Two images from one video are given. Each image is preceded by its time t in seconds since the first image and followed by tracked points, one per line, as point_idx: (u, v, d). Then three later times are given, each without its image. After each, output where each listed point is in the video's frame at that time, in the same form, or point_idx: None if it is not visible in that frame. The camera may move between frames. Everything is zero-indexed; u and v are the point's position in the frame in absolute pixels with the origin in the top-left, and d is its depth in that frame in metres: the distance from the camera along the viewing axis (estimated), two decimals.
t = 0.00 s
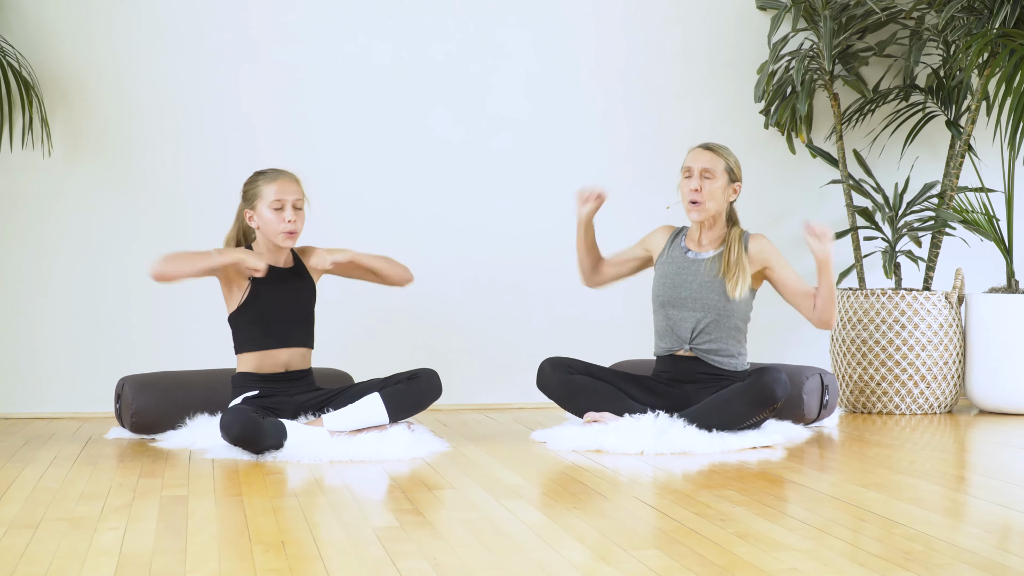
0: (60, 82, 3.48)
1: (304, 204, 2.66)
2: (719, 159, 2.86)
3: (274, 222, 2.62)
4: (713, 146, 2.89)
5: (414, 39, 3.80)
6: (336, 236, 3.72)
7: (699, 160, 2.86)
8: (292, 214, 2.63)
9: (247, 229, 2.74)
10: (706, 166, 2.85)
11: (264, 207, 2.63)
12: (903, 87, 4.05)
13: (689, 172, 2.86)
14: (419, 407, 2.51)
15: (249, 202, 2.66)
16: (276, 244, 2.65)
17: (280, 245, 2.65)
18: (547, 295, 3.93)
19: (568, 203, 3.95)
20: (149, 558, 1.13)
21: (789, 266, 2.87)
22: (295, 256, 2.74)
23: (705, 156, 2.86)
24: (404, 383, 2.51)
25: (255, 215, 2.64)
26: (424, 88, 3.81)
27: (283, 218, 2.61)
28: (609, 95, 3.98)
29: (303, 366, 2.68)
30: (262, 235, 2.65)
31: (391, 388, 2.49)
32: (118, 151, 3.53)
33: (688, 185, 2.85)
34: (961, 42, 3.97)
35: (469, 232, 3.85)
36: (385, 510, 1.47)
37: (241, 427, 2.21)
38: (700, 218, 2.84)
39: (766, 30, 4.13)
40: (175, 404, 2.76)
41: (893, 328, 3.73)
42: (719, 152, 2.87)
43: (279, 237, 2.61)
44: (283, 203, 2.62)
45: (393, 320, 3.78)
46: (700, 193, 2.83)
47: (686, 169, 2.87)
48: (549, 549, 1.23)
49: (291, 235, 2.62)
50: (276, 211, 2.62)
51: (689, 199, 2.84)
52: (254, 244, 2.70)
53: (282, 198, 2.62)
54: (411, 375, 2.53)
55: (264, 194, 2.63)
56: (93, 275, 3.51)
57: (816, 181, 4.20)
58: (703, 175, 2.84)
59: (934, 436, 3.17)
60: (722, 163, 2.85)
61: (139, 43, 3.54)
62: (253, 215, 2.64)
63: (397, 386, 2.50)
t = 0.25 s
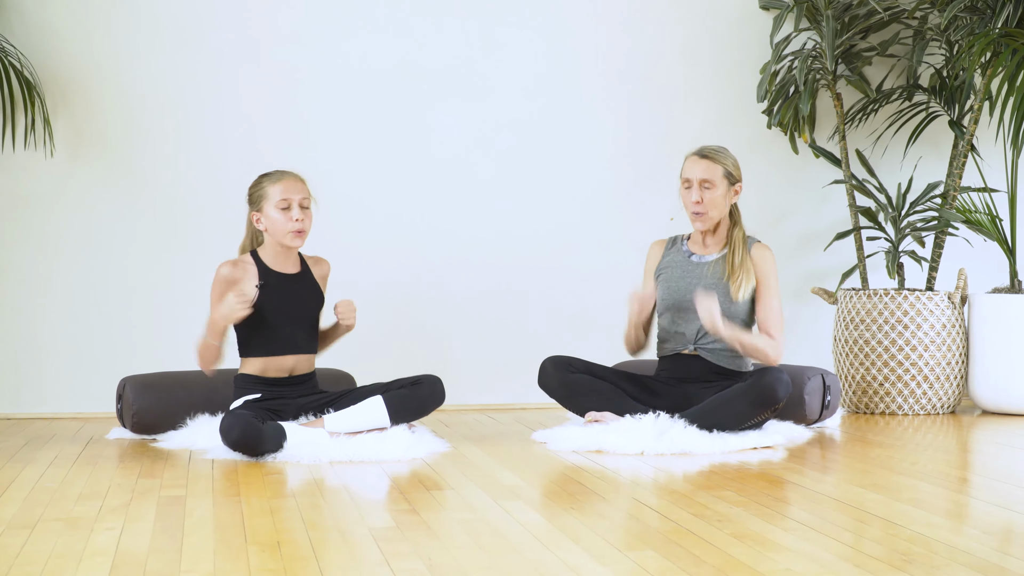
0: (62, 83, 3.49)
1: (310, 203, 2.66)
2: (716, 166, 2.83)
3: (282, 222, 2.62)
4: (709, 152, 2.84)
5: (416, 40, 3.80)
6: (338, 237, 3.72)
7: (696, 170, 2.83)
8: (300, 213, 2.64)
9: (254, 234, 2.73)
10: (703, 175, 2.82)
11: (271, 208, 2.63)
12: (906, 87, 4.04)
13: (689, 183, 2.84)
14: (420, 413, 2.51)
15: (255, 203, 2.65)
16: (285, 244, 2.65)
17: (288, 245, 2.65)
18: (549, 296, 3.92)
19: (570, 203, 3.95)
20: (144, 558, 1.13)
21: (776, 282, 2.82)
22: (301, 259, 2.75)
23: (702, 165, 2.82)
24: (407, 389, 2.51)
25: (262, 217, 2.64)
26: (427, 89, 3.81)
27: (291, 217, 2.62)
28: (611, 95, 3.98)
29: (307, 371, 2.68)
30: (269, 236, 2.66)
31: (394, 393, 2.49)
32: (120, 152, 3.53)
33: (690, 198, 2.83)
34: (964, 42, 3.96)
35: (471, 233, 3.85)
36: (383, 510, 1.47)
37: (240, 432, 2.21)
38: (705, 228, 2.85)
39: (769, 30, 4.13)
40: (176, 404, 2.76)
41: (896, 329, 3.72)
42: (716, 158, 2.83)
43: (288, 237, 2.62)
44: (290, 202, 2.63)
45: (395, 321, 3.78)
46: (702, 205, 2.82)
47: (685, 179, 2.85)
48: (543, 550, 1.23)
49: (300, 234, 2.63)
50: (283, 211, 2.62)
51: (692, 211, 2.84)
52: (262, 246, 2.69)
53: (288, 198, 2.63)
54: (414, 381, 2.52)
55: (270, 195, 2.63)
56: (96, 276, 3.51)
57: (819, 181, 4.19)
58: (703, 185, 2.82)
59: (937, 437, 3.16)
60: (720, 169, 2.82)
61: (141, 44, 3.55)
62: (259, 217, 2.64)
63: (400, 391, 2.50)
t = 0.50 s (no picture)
0: (65, 83, 3.50)
1: (308, 205, 2.65)
2: (714, 162, 2.84)
3: (278, 225, 2.61)
4: (707, 149, 2.86)
5: (418, 41, 3.80)
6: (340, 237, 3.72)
7: (693, 166, 2.84)
8: (297, 216, 2.62)
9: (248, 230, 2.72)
10: (701, 171, 2.84)
11: (268, 209, 2.62)
12: (909, 87, 4.04)
13: (685, 178, 2.85)
14: (417, 411, 2.50)
15: (252, 203, 2.65)
16: (281, 245, 2.65)
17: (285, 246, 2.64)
18: (552, 296, 3.92)
19: (572, 203, 3.94)
20: (139, 558, 1.13)
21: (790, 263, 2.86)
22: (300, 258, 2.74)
23: (700, 161, 2.83)
24: (407, 385, 2.51)
25: (259, 217, 2.64)
26: (429, 90, 3.81)
27: (288, 221, 2.61)
28: (614, 95, 3.97)
29: (306, 368, 2.68)
30: (266, 237, 2.65)
31: (393, 390, 2.49)
32: (122, 152, 3.54)
33: (685, 191, 2.84)
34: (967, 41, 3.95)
35: (473, 233, 3.84)
36: (382, 511, 1.47)
37: (240, 430, 2.22)
38: (700, 224, 2.85)
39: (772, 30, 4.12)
40: (177, 404, 2.76)
41: (899, 329, 3.72)
42: (713, 154, 2.84)
43: (285, 240, 2.61)
44: (287, 205, 2.62)
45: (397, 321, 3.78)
46: (698, 200, 2.83)
47: (683, 174, 2.86)
48: (539, 551, 1.23)
49: (297, 237, 2.62)
50: (280, 214, 2.61)
51: (687, 206, 2.84)
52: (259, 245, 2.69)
53: (285, 200, 2.62)
54: (414, 377, 2.53)
55: (267, 196, 2.62)
56: (98, 276, 3.52)
57: (822, 181, 4.18)
58: (699, 181, 2.83)
59: (940, 438, 3.15)
60: (717, 165, 2.83)
61: (144, 45, 3.55)
62: (257, 217, 2.64)
63: (399, 387, 2.50)
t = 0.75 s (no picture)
0: (67, 84, 3.50)
1: (315, 207, 2.67)
2: (712, 171, 2.82)
3: (285, 227, 2.63)
4: (704, 157, 2.83)
5: (418, 41, 3.80)
6: (342, 237, 3.72)
7: (692, 177, 2.82)
8: (304, 219, 2.64)
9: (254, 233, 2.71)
10: (700, 182, 2.82)
11: (275, 211, 2.63)
12: (911, 87, 4.03)
13: (685, 190, 2.84)
14: (419, 417, 2.50)
15: (258, 205, 2.66)
16: (287, 247, 2.66)
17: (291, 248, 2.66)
18: (553, 296, 3.92)
19: (574, 204, 3.94)
20: (134, 558, 1.13)
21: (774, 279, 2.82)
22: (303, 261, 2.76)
23: (697, 171, 2.81)
24: (408, 391, 2.51)
25: (266, 219, 2.65)
26: (430, 90, 3.81)
27: (295, 222, 2.63)
28: (615, 95, 3.97)
29: (308, 371, 2.69)
30: (272, 239, 2.66)
31: (394, 395, 2.49)
32: (124, 153, 3.54)
33: (687, 204, 2.84)
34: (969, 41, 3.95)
35: (475, 233, 3.84)
36: (379, 511, 1.47)
37: (238, 434, 2.21)
38: (703, 233, 2.85)
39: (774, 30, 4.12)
40: (178, 404, 2.77)
41: (901, 329, 3.71)
42: (710, 163, 2.82)
43: (292, 242, 2.63)
44: (294, 207, 2.63)
45: (399, 321, 3.78)
46: (700, 211, 2.82)
47: (683, 186, 2.85)
48: (534, 551, 1.23)
49: (304, 239, 2.64)
50: (287, 216, 2.63)
51: (691, 218, 2.84)
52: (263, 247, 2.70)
53: (292, 202, 2.63)
54: (416, 384, 2.52)
55: (275, 198, 2.64)
56: (99, 277, 3.53)
57: (824, 181, 4.17)
58: (700, 192, 2.82)
59: (942, 439, 3.14)
60: (716, 173, 2.81)
61: (146, 45, 3.56)
62: (263, 219, 2.65)
63: (401, 392, 2.50)
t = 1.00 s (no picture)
0: (69, 84, 3.51)
1: (312, 209, 2.66)
2: (714, 160, 2.83)
3: (282, 228, 2.62)
4: (709, 147, 2.86)
5: (418, 41, 3.80)
6: (344, 237, 3.73)
7: (694, 163, 2.83)
8: (301, 221, 2.63)
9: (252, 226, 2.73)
10: (702, 168, 2.83)
11: (273, 212, 2.62)
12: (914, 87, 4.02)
13: (685, 175, 2.85)
14: (419, 415, 2.50)
15: (258, 204, 2.65)
16: (284, 248, 2.65)
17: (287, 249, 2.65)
18: (555, 296, 3.92)
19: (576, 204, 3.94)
20: (129, 558, 1.14)
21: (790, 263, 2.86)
22: (301, 259, 2.75)
23: (700, 159, 2.83)
24: (407, 388, 2.51)
25: (263, 219, 2.64)
26: (431, 89, 3.81)
27: (292, 224, 2.61)
28: (617, 95, 3.97)
29: (306, 368, 2.68)
30: (269, 238, 2.66)
31: (394, 393, 2.49)
32: (126, 153, 3.55)
33: (685, 188, 2.84)
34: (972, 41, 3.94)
35: (476, 234, 3.84)
36: (377, 511, 1.47)
37: (239, 429, 2.22)
38: (698, 221, 2.84)
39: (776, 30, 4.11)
40: (178, 405, 2.77)
41: (904, 329, 3.70)
42: (714, 153, 2.84)
43: (288, 243, 2.62)
44: (292, 209, 2.62)
45: (400, 321, 3.78)
46: (697, 197, 2.82)
47: (683, 172, 2.86)
48: (528, 551, 1.23)
49: (299, 241, 2.62)
50: (284, 217, 2.62)
51: (687, 203, 2.83)
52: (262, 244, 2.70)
53: (290, 204, 2.62)
54: (414, 381, 2.53)
55: (273, 199, 2.62)
56: (102, 277, 3.53)
57: (827, 181, 4.17)
58: (699, 178, 2.82)
59: (944, 439, 3.14)
60: (718, 164, 2.83)
61: (149, 46, 3.57)
62: (261, 219, 2.64)
63: (401, 391, 2.50)
